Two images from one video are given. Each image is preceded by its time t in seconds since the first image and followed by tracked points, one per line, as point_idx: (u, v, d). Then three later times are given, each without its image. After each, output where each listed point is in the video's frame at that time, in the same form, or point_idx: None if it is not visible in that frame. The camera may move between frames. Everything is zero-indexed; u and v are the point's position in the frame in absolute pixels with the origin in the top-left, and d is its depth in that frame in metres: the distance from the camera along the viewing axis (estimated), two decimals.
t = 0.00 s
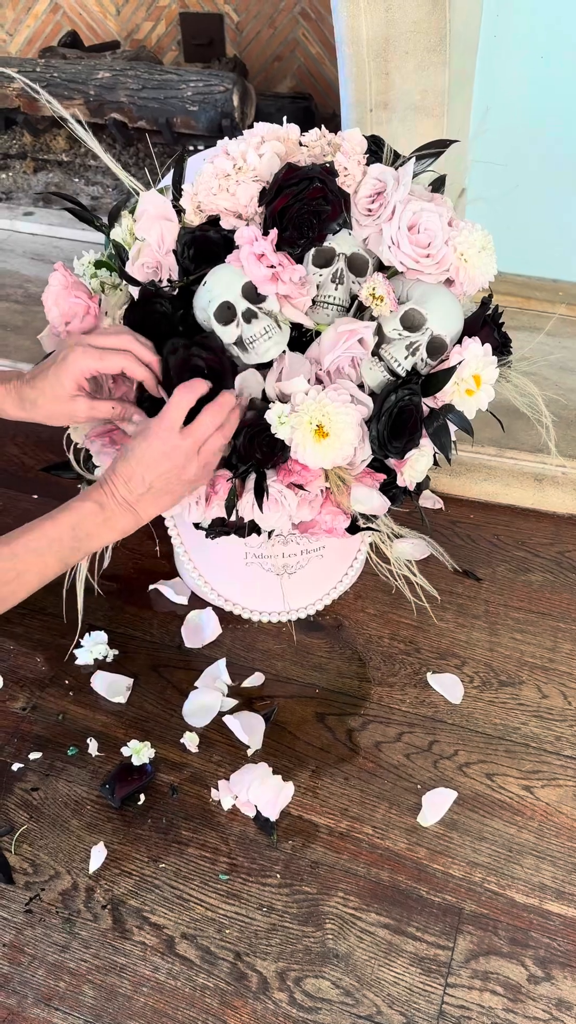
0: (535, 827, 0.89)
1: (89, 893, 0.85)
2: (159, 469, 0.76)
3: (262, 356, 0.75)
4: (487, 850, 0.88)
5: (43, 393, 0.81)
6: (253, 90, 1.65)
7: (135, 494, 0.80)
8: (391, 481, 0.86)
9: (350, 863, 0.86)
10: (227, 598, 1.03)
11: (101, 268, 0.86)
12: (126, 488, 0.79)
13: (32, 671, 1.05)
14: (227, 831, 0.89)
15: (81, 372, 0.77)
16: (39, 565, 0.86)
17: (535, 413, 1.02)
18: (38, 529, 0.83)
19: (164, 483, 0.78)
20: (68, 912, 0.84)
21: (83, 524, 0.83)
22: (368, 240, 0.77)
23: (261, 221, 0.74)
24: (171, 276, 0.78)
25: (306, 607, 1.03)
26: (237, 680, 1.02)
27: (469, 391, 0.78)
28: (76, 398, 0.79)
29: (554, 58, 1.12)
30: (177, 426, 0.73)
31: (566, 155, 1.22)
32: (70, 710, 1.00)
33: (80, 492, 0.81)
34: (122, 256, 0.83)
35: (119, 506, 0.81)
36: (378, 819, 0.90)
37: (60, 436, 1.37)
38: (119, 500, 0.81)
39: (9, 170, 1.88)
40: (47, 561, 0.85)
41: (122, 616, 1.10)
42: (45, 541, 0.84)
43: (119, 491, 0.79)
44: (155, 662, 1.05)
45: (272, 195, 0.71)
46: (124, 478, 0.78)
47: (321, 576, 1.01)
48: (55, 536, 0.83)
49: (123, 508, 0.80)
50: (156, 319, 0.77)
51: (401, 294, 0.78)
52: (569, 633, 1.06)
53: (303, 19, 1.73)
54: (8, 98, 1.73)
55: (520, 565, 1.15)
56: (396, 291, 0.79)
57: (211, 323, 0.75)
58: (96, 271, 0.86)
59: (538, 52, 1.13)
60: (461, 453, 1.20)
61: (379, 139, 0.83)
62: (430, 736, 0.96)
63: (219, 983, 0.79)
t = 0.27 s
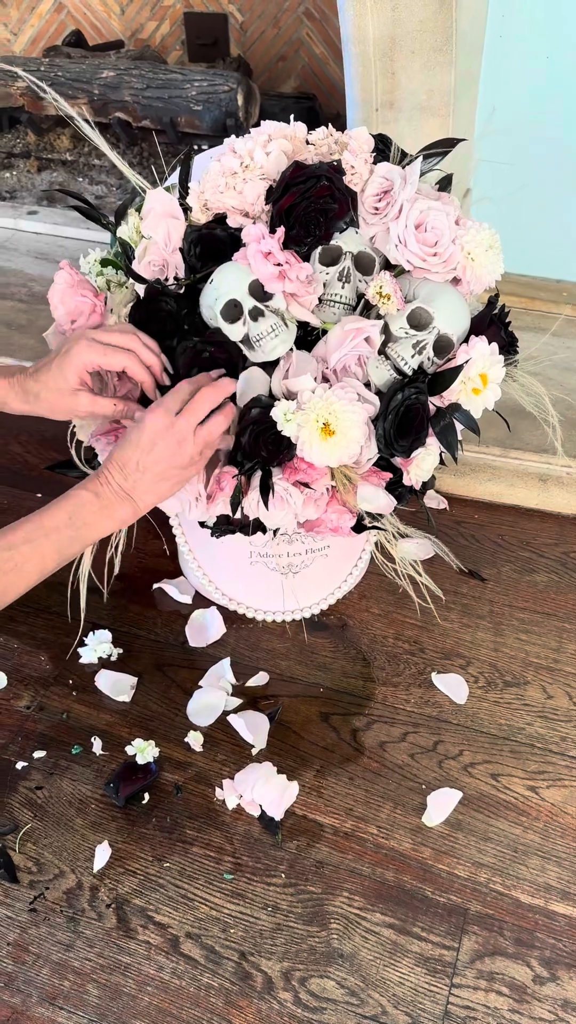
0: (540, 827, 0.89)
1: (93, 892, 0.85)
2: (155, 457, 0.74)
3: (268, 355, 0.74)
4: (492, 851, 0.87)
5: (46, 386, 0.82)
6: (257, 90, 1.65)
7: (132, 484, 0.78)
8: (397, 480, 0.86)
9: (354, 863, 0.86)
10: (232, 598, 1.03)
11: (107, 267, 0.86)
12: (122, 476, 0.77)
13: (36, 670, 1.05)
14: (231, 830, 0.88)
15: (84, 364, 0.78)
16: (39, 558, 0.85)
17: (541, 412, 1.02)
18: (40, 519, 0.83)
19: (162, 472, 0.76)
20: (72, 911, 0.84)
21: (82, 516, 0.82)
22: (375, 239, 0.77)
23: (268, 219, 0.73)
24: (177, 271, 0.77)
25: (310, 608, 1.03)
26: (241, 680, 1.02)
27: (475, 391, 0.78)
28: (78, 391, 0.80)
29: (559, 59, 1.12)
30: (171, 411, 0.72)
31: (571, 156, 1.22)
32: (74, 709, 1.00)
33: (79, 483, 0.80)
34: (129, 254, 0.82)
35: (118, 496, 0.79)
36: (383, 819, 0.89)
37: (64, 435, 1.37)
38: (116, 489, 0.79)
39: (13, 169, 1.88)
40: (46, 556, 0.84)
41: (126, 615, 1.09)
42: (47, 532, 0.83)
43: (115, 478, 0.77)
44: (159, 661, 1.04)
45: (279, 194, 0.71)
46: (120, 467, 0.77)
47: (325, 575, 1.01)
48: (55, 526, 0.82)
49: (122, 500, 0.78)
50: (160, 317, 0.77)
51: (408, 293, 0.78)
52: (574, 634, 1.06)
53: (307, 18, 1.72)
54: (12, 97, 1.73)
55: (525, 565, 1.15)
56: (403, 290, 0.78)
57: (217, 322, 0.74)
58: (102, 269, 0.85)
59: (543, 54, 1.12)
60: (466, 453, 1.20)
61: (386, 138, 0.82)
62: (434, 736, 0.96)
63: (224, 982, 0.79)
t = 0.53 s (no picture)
0: (544, 828, 0.89)
1: (97, 892, 0.85)
2: (162, 450, 0.74)
3: (274, 355, 0.75)
4: (496, 851, 0.87)
5: (56, 378, 0.80)
6: (261, 90, 1.65)
7: (139, 485, 0.77)
8: (401, 481, 0.86)
9: (358, 863, 0.86)
10: (236, 598, 1.03)
11: (113, 266, 0.86)
12: (129, 477, 0.76)
13: (40, 669, 1.05)
14: (235, 830, 0.89)
15: (96, 355, 0.76)
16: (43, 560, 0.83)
17: (545, 413, 1.02)
18: (44, 522, 0.80)
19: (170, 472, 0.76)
20: (77, 911, 0.84)
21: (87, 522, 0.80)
22: (380, 240, 0.77)
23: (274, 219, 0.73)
24: (183, 273, 0.77)
25: (314, 608, 1.03)
26: (245, 680, 1.02)
27: (480, 391, 0.77)
28: (89, 384, 0.78)
29: (563, 59, 1.12)
30: (180, 405, 0.73)
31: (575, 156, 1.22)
32: (78, 709, 1.00)
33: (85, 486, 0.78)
34: (134, 255, 0.82)
35: (124, 499, 0.78)
36: (387, 819, 0.89)
37: (68, 435, 1.37)
38: (122, 491, 0.78)
39: (16, 169, 1.88)
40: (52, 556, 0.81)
41: (130, 615, 1.09)
42: (52, 532, 0.81)
43: (123, 479, 0.77)
44: (163, 661, 1.05)
45: (285, 195, 0.71)
46: (128, 467, 0.76)
47: (329, 576, 1.01)
48: (60, 527, 0.80)
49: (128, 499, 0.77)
50: (167, 322, 0.77)
51: (414, 293, 0.78)
52: None
53: (311, 20, 1.72)
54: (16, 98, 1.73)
55: (528, 566, 1.15)
56: (409, 290, 0.78)
57: (223, 322, 0.75)
58: (108, 269, 0.86)
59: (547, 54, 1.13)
60: (470, 454, 1.20)
61: (392, 139, 0.82)
62: (438, 737, 0.96)
63: (228, 982, 0.79)
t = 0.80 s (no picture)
0: (549, 829, 0.89)
1: (102, 892, 0.85)
2: (166, 453, 0.72)
3: (280, 355, 0.74)
4: (501, 852, 0.87)
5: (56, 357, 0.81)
6: (264, 91, 1.66)
7: (137, 487, 0.75)
8: (407, 481, 0.86)
9: (364, 864, 0.86)
10: (240, 598, 1.03)
11: (118, 266, 0.86)
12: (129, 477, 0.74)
13: (44, 669, 1.05)
14: (240, 830, 0.89)
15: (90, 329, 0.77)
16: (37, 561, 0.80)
17: (550, 414, 1.02)
18: (41, 519, 0.78)
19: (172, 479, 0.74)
20: (82, 910, 0.84)
21: (86, 522, 0.78)
22: (387, 240, 0.77)
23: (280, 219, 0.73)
24: (189, 273, 0.77)
25: (318, 608, 1.03)
26: (249, 680, 1.02)
27: (486, 391, 0.78)
28: (85, 358, 0.78)
29: (567, 60, 1.13)
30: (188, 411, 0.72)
31: None
32: (82, 709, 1.00)
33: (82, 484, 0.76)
34: (140, 255, 0.82)
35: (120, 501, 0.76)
36: (392, 819, 0.89)
37: (72, 435, 1.37)
38: (118, 494, 0.76)
39: (20, 169, 1.88)
40: (43, 559, 0.79)
41: (135, 615, 1.10)
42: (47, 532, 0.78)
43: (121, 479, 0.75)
44: (167, 661, 1.05)
45: (292, 195, 0.71)
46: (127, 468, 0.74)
47: (333, 576, 1.01)
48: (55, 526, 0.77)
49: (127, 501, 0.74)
50: (173, 320, 0.75)
51: (420, 294, 0.78)
52: None
53: (314, 21, 1.72)
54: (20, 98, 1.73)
55: (533, 567, 1.15)
56: (415, 291, 0.78)
57: (229, 322, 0.74)
58: (113, 270, 0.86)
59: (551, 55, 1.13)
60: (474, 454, 1.20)
61: (399, 140, 0.82)
62: (443, 738, 0.96)
63: (233, 983, 0.79)
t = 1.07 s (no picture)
0: (552, 828, 0.89)
1: (105, 890, 0.85)
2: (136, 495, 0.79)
3: (283, 352, 0.74)
4: (504, 851, 0.87)
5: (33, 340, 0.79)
6: (266, 89, 1.65)
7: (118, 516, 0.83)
8: (410, 480, 0.86)
9: (366, 862, 0.86)
10: (242, 596, 1.03)
11: (121, 265, 0.86)
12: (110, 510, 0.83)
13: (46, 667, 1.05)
14: (243, 829, 0.88)
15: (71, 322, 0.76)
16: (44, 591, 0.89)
17: (554, 413, 1.02)
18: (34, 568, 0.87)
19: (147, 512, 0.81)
20: (84, 908, 0.84)
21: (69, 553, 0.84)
22: (390, 239, 0.77)
23: (283, 217, 0.73)
24: (192, 271, 0.77)
25: (321, 607, 1.03)
26: (252, 679, 1.02)
27: (490, 390, 0.78)
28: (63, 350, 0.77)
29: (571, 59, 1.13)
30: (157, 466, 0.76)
31: None
32: (84, 706, 1.00)
33: None
34: (143, 252, 0.82)
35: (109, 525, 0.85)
36: (395, 818, 0.89)
37: (74, 434, 1.38)
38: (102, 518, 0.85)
39: (21, 168, 1.89)
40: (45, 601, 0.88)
41: (137, 614, 1.10)
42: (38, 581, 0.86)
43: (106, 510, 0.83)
44: (169, 659, 1.05)
45: (295, 194, 0.71)
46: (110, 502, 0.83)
47: (335, 576, 1.01)
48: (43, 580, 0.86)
49: None
50: (175, 319, 0.74)
51: (424, 293, 0.78)
52: None
53: (316, 19, 1.72)
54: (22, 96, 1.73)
55: (535, 566, 1.15)
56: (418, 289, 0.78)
57: (231, 320, 0.74)
58: (116, 268, 0.86)
59: (553, 54, 1.13)
60: (477, 453, 1.20)
61: (402, 138, 0.82)
62: (445, 737, 0.96)
63: (236, 980, 0.79)
